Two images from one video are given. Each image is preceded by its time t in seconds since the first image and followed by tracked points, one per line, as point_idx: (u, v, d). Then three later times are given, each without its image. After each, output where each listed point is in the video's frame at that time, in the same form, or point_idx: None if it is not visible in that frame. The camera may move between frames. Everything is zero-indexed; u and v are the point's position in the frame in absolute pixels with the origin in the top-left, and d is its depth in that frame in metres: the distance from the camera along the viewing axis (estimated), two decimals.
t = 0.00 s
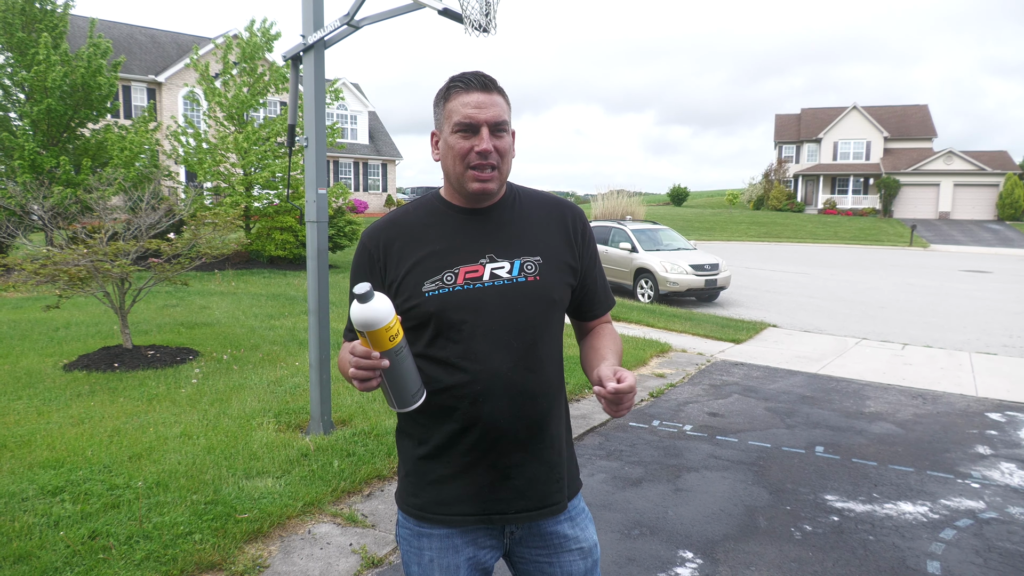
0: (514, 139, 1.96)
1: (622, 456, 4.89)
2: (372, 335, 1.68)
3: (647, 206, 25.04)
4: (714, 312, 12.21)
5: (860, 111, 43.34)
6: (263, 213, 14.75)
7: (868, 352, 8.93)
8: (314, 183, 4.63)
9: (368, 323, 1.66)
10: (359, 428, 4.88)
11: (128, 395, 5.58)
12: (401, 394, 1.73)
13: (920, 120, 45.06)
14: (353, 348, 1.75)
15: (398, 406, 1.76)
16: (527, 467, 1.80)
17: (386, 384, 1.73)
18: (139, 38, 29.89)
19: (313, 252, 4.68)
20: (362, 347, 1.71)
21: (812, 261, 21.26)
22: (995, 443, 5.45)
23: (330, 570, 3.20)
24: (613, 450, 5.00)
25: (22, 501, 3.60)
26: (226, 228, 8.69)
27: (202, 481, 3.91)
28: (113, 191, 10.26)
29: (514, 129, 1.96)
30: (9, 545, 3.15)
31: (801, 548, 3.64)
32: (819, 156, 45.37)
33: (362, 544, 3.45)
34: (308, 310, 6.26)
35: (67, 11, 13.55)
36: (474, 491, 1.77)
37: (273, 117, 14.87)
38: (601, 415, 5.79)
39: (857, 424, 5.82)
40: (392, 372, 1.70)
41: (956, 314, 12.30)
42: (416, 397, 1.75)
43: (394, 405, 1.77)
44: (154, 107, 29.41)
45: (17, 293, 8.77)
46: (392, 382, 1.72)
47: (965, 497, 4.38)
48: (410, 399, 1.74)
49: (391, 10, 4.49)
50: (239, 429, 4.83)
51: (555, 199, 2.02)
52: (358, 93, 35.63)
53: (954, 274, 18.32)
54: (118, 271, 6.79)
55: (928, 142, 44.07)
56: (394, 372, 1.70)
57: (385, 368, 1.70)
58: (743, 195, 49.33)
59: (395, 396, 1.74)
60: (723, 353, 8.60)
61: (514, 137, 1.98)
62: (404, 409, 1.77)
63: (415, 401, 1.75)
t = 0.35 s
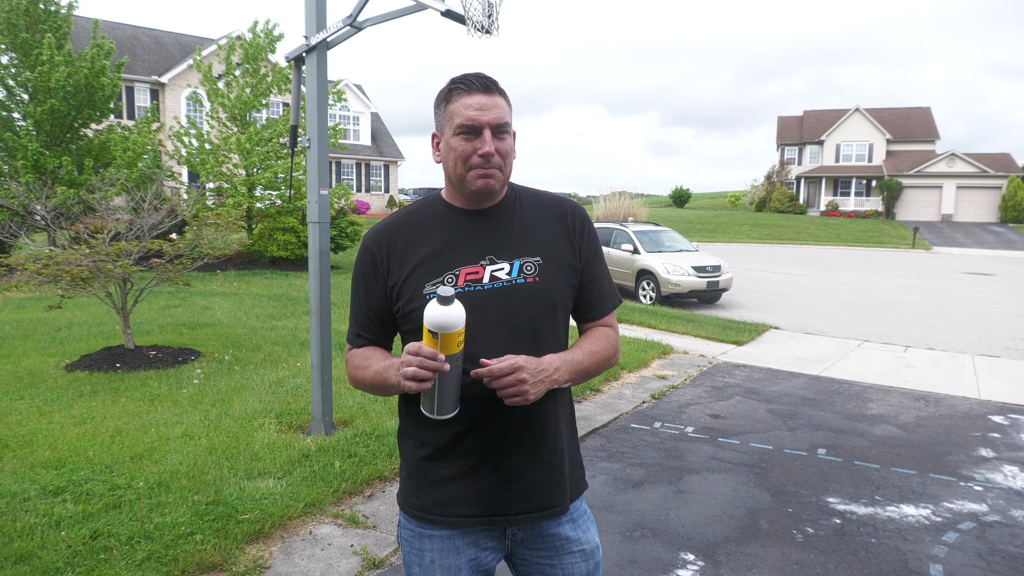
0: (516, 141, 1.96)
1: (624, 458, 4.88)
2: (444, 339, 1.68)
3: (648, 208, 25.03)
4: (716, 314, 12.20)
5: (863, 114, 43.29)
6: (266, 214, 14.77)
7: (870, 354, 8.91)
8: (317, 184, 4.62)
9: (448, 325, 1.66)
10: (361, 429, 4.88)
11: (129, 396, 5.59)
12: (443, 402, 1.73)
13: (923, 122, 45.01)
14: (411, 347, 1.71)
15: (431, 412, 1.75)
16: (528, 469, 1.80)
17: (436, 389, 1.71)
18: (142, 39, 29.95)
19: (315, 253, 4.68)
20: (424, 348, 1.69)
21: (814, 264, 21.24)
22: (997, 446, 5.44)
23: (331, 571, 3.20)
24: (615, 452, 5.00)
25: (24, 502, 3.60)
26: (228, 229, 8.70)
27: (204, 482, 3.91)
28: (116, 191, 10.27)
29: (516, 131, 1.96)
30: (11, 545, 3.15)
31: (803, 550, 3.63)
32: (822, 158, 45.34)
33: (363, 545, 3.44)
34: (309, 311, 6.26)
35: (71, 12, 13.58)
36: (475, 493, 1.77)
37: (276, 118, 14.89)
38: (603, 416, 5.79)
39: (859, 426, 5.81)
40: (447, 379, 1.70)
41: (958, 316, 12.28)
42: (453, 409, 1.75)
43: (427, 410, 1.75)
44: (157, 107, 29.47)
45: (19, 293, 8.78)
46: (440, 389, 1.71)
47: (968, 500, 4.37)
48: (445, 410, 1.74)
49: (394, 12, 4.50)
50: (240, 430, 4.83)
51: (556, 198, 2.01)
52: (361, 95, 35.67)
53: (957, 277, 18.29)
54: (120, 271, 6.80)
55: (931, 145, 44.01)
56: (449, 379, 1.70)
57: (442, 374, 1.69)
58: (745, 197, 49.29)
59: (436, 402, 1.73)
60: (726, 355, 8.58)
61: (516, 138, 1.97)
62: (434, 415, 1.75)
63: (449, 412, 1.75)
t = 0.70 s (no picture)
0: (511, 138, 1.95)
1: (623, 457, 4.88)
2: (407, 347, 1.67)
3: (649, 207, 25.01)
4: (716, 313, 12.19)
5: (863, 113, 43.26)
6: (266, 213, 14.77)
7: (870, 354, 8.91)
8: (316, 183, 4.62)
9: (406, 333, 1.65)
10: (360, 429, 4.88)
11: (129, 395, 5.58)
12: (415, 408, 1.72)
13: (924, 122, 44.97)
14: (378, 355, 1.72)
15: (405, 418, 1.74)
16: (526, 469, 1.80)
17: (404, 396, 1.71)
18: (142, 38, 29.95)
19: (314, 252, 4.67)
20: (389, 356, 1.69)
21: (815, 263, 21.23)
22: (997, 445, 5.43)
23: (330, 570, 3.20)
24: (614, 451, 5.00)
25: (23, 501, 3.60)
26: (228, 228, 8.70)
27: (203, 481, 3.90)
28: (115, 191, 10.27)
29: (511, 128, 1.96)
30: (9, 544, 3.14)
31: (802, 550, 3.62)
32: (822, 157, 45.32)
33: (363, 544, 3.44)
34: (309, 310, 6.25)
35: (70, 10, 13.56)
36: (474, 493, 1.77)
37: (276, 117, 14.89)
38: (602, 416, 5.78)
39: (859, 426, 5.80)
40: (413, 385, 1.69)
41: (959, 316, 12.27)
42: (427, 415, 1.74)
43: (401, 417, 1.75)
44: (157, 106, 29.47)
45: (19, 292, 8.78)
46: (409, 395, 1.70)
47: (967, 499, 4.36)
48: (420, 416, 1.73)
49: (393, 10, 4.49)
50: (240, 429, 4.83)
51: (553, 196, 2.01)
52: (361, 94, 35.67)
53: (957, 276, 18.28)
54: (120, 270, 6.79)
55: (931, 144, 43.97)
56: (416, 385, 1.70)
57: (410, 380, 1.69)
58: (745, 196, 49.27)
59: (408, 409, 1.72)
60: (725, 354, 8.58)
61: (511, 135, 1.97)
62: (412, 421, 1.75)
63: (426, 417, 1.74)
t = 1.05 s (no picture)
0: (504, 137, 1.95)
1: (621, 456, 4.89)
2: (371, 348, 1.69)
3: (646, 207, 25.03)
4: (714, 313, 12.20)
5: (860, 112, 43.33)
6: (263, 213, 14.75)
7: (867, 353, 8.92)
8: (313, 182, 4.61)
9: (366, 335, 1.66)
10: (358, 428, 4.88)
11: (127, 395, 5.58)
12: (396, 406, 1.74)
13: (921, 121, 45.05)
14: (352, 356, 1.77)
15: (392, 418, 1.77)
16: (526, 469, 1.80)
17: (383, 395, 1.74)
18: (139, 38, 29.90)
19: (312, 252, 4.66)
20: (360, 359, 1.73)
21: (812, 262, 21.27)
22: (994, 444, 5.45)
23: (328, 570, 3.20)
24: (612, 450, 5.00)
25: (21, 501, 3.60)
26: (226, 228, 8.69)
27: (202, 481, 3.90)
28: (112, 191, 10.25)
29: (504, 126, 1.95)
30: (8, 545, 3.14)
31: (800, 548, 3.63)
32: (819, 157, 45.38)
33: (362, 543, 3.44)
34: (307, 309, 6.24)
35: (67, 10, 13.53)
36: (473, 493, 1.77)
37: (274, 117, 14.87)
38: (601, 415, 5.79)
39: (856, 424, 5.81)
40: (388, 384, 1.72)
41: (956, 315, 12.30)
42: (411, 412, 1.75)
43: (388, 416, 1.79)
44: (154, 106, 29.42)
45: (15, 292, 8.76)
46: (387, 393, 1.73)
47: (965, 497, 4.38)
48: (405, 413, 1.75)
49: (390, 10, 4.49)
50: (238, 429, 4.83)
51: (551, 195, 2.01)
52: (359, 93, 35.66)
53: (954, 275, 18.31)
54: (117, 271, 6.78)
55: (928, 143, 44.05)
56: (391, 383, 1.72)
57: (384, 378, 1.72)
58: (743, 196, 49.32)
59: (390, 408, 1.75)
60: (723, 353, 8.60)
61: (505, 134, 1.97)
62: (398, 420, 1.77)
63: (411, 413, 1.76)
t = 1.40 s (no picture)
0: (500, 132, 1.95)
1: (621, 454, 4.89)
2: (331, 299, 1.74)
3: (646, 205, 25.04)
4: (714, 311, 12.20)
5: (860, 110, 43.31)
6: (263, 212, 14.74)
7: (867, 350, 8.93)
8: (313, 182, 4.61)
9: (328, 281, 1.71)
10: (359, 427, 4.88)
11: (127, 394, 5.58)
12: (370, 366, 1.78)
13: (921, 119, 45.03)
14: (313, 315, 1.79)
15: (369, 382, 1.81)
16: (526, 466, 1.80)
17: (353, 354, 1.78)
18: (138, 38, 29.89)
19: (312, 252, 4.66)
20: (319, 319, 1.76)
21: (812, 260, 21.28)
22: (994, 441, 5.45)
23: (329, 569, 3.20)
24: (612, 448, 5.00)
25: (22, 501, 3.60)
26: (226, 228, 8.69)
27: (202, 480, 3.91)
28: (112, 191, 10.25)
29: (500, 122, 1.95)
30: (8, 544, 3.14)
31: (800, 546, 3.64)
32: (819, 155, 45.37)
33: (362, 542, 3.45)
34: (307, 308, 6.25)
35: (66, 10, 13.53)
36: (474, 490, 1.78)
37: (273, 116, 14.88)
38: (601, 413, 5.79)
39: (856, 422, 5.82)
40: (356, 339, 1.75)
41: (956, 312, 12.31)
42: (387, 370, 1.79)
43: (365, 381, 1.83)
44: (153, 105, 29.43)
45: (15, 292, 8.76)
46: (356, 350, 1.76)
47: (965, 495, 4.38)
48: (381, 371, 1.79)
49: (390, 9, 4.49)
50: (239, 428, 4.83)
51: (552, 192, 2.01)
52: (358, 93, 35.66)
53: (954, 273, 18.33)
54: (117, 270, 6.78)
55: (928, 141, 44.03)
56: (358, 337, 1.75)
57: (349, 333, 1.75)
58: (743, 194, 49.37)
59: (364, 368, 1.78)
60: (723, 351, 8.60)
61: (501, 129, 1.96)
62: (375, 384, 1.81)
63: (392, 376, 1.80)
